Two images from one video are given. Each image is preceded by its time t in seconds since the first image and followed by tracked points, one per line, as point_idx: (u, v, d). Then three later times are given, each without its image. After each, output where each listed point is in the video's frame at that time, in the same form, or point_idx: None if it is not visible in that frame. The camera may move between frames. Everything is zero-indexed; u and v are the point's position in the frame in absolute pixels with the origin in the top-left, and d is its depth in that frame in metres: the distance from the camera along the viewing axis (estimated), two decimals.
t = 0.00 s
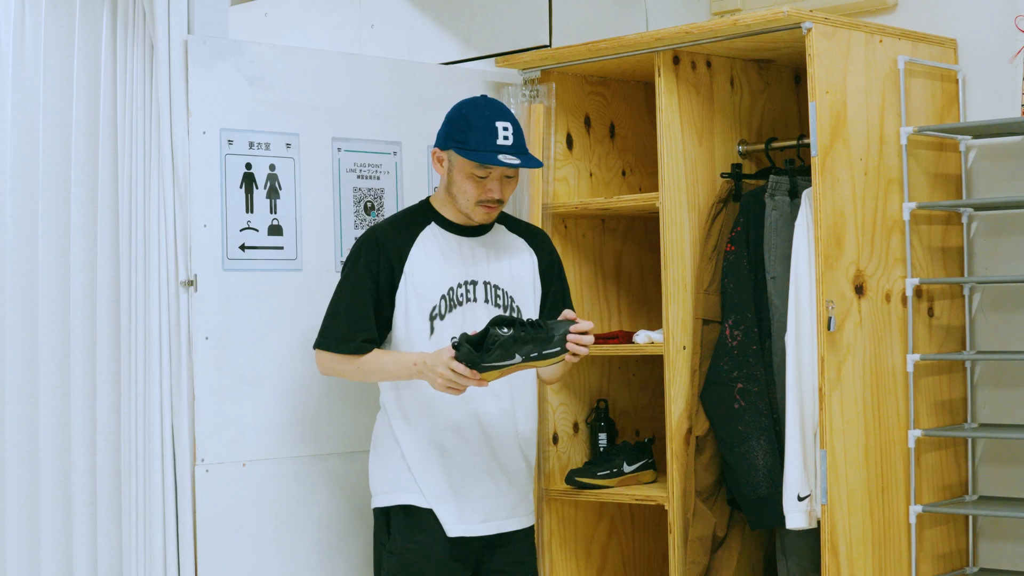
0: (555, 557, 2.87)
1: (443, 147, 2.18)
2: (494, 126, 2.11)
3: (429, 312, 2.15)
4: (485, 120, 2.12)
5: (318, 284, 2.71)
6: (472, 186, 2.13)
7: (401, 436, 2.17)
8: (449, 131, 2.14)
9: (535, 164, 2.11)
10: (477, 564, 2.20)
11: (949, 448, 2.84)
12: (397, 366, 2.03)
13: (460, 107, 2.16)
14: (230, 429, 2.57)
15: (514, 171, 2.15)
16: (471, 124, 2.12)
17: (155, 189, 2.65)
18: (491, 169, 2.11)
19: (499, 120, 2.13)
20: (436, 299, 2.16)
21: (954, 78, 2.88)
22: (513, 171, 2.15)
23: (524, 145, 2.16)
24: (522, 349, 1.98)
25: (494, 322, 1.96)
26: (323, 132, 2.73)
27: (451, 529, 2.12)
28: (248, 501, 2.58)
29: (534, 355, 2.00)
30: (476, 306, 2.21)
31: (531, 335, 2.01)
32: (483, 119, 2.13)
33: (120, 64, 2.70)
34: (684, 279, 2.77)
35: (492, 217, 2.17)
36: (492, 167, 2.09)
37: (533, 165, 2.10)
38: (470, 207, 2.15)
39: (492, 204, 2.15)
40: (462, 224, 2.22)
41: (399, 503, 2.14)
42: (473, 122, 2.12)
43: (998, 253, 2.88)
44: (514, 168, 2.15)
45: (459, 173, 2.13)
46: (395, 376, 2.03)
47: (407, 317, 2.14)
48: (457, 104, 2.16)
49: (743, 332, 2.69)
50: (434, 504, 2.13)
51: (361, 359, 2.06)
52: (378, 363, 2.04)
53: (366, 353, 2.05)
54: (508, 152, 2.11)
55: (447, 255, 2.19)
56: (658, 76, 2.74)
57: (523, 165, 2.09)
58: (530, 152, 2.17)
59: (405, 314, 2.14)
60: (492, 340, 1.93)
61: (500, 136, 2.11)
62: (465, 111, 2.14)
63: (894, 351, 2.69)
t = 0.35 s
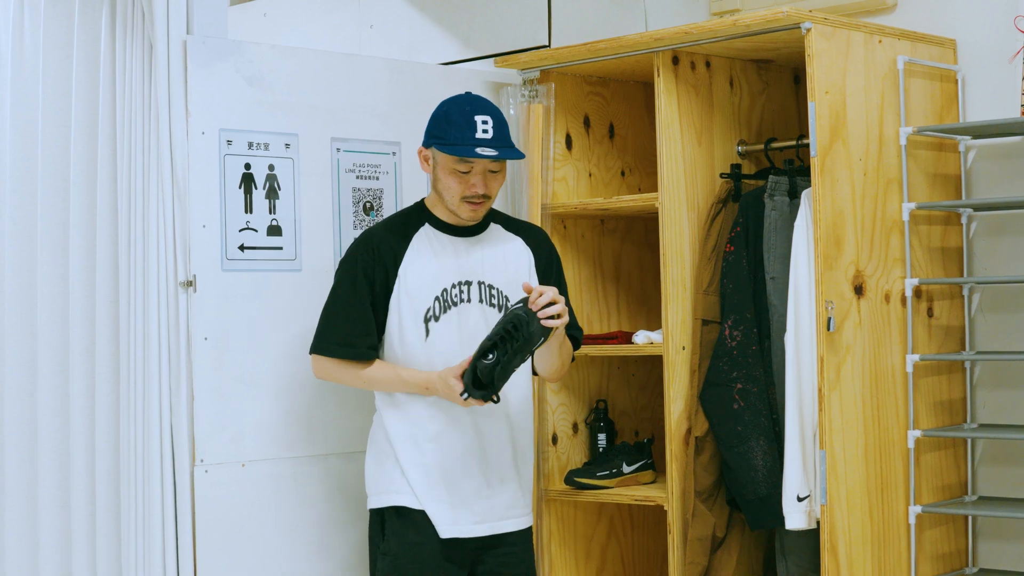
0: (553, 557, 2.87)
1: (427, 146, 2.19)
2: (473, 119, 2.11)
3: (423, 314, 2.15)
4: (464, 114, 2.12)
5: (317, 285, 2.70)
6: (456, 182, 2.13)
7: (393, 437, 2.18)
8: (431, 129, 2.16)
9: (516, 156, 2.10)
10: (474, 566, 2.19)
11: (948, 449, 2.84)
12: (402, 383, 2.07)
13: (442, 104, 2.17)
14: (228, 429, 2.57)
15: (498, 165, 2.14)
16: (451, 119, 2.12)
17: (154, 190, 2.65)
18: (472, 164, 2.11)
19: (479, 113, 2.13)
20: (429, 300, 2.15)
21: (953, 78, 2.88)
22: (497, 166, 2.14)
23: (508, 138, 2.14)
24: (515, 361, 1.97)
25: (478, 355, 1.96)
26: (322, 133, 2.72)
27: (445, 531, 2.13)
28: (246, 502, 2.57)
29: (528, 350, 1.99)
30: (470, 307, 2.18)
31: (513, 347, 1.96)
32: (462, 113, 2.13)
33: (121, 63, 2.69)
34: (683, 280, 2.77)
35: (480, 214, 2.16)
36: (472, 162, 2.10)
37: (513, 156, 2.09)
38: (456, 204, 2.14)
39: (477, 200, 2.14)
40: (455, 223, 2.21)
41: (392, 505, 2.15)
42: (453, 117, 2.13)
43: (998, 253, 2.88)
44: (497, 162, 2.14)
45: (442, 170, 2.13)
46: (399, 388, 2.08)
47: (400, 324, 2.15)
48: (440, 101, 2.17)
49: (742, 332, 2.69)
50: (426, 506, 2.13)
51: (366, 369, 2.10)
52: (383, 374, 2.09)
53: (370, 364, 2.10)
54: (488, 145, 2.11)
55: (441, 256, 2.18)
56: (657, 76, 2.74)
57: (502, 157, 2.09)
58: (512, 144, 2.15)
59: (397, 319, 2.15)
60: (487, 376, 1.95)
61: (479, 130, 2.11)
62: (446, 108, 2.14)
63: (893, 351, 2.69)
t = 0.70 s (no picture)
0: (561, 557, 2.87)
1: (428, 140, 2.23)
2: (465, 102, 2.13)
3: (430, 315, 2.15)
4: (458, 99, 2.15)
5: (324, 285, 2.70)
6: (449, 164, 2.14)
7: (400, 438, 2.18)
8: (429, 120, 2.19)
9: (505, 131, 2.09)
10: (482, 567, 2.19)
11: (956, 449, 2.84)
12: (401, 394, 2.07)
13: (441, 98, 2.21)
14: (235, 430, 2.57)
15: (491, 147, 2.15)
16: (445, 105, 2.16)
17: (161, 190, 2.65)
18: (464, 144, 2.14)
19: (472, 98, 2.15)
20: (437, 302, 2.15)
21: (961, 78, 2.88)
22: (491, 150, 2.16)
23: (501, 122, 2.14)
24: (507, 347, 1.97)
25: (469, 349, 1.94)
26: (329, 133, 2.72)
27: (453, 533, 2.13)
28: (253, 503, 2.57)
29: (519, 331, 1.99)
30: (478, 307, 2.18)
31: (502, 331, 1.96)
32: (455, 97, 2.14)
33: (128, 63, 2.70)
34: (690, 280, 2.76)
35: (474, 199, 2.12)
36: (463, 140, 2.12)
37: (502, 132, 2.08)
38: (449, 186, 2.13)
39: (470, 181, 2.12)
40: (457, 219, 2.20)
41: (399, 506, 2.16)
42: (447, 101, 2.14)
43: (1006, 253, 2.87)
44: (490, 143, 2.15)
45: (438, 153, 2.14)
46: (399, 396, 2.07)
47: (408, 327, 2.15)
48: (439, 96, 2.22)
49: (749, 333, 2.69)
50: (433, 507, 2.14)
51: (369, 372, 2.10)
52: (387, 380, 2.08)
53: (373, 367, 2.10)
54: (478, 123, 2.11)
55: (448, 256, 2.18)
56: (664, 76, 2.74)
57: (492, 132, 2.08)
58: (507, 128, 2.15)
59: (405, 322, 2.15)
60: (484, 367, 1.94)
61: (470, 110, 2.12)
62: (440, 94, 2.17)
63: (901, 351, 2.69)
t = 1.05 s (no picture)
0: (572, 569, 2.87)
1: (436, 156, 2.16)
2: (479, 127, 2.08)
3: (439, 326, 2.13)
4: (470, 122, 2.09)
5: (335, 297, 2.70)
6: (465, 192, 2.10)
7: (412, 451, 2.18)
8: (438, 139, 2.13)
9: (524, 163, 2.06)
10: None
11: (968, 461, 2.83)
12: (405, 395, 2.03)
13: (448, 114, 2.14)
14: (246, 441, 2.57)
15: (506, 172, 2.11)
16: (457, 128, 2.09)
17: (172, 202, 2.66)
18: (480, 172, 2.08)
19: (484, 121, 2.09)
20: (445, 313, 2.14)
21: (972, 89, 2.88)
22: (506, 175, 2.11)
23: (516, 145, 2.11)
24: (516, 336, 1.98)
25: (479, 328, 1.99)
26: (340, 145, 2.72)
27: (465, 545, 2.11)
28: (263, 514, 2.56)
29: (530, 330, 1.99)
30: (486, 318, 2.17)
31: (514, 321, 1.98)
32: (470, 123, 2.09)
33: (139, 74, 2.70)
34: (701, 291, 2.77)
35: (489, 224, 2.13)
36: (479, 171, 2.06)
37: (521, 164, 2.06)
38: (465, 214, 2.11)
39: (486, 210, 2.11)
40: (467, 232, 2.18)
41: (411, 519, 2.15)
42: (461, 127, 2.09)
43: (1018, 264, 2.87)
44: (506, 169, 2.10)
45: (451, 180, 2.10)
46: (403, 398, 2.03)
47: (416, 336, 2.13)
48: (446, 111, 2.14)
49: (761, 344, 2.68)
50: (445, 519, 2.13)
51: (372, 380, 2.06)
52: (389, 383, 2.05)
53: (377, 374, 2.06)
54: (494, 152, 2.07)
55: (456, 268, 2.17)
56: (675, 87, 2.74)
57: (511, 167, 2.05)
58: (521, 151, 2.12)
59: (413, 333, 2.13)
60: (483, 346, 1.96)
61: (485, 137, 2.07)
62: (453, 117, 2.11)
63: (913, 362, 2.68)
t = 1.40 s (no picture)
0: None
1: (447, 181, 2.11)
2: (498, 158, 2.04)
3: (447, 341, 2.13)
4: (488, 153, 2.05)
5: (343, 308, 2.69)
6: (483, 220, 2.07)
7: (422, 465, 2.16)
8: (452, 166, 2.08)
9: (545, 194, 2.04)
10: None
11: (977, 470, 2.83)
12: (411, 408, 2.01)
13: (461, 140, 2.10)
14: (255, 451, 2.55)
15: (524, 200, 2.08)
16: (475, 159, 2.05)
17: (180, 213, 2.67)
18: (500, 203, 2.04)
19: (502, 151, 2.06)
20: (453, 327, 2.14)
21: (980, 99, 2.88)
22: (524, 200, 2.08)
23: (532, 172, 2.08)
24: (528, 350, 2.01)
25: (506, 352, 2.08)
26: (348, 156, 2.72)
27: (476, 557, 2.10)
28: (271, 525, 2.55)
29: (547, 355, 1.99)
30: (494, 332, 2.17)
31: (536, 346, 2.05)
32: (485, 151, 2.06)
33: (147, 85, 2.72)
34: (709, 302, 2.76)
35: (508, 244, 2.12)
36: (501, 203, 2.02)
37: (543, 195, 2.03)
38: (484, 239, 2.09)
39: (506, 234, 2.09)
40: (478, 249, 2.18)
41: (422, 531, 2.14)
42: (477, 157, 2.05)
43: None
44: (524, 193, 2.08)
45: (468, 209, 2.07)
46: (406, 413, 2.01)
47: (423, 351, 2.13)
48: (457, 137, 2.10)
49: (770, 354, 2.69)
50: (457, 531, 2.12)
51: (377, 394, 2.04)
52: (392, 398, 2.02)
53: (381, 390, 2.04)
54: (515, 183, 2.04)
55: (463, 283, 2.16)
56: (682, 97, 2.74)
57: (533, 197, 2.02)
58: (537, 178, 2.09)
59: (420, 344, 2.13)
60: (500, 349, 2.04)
61: (505, 169, 2.04)
62: (467, 145, 2.08)
63: (921, 372, 2.68)
